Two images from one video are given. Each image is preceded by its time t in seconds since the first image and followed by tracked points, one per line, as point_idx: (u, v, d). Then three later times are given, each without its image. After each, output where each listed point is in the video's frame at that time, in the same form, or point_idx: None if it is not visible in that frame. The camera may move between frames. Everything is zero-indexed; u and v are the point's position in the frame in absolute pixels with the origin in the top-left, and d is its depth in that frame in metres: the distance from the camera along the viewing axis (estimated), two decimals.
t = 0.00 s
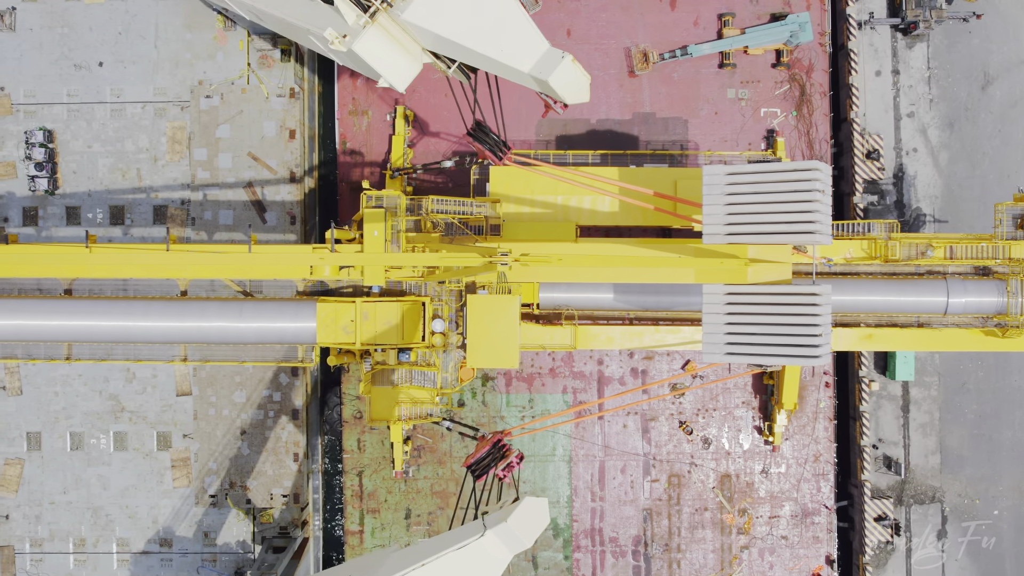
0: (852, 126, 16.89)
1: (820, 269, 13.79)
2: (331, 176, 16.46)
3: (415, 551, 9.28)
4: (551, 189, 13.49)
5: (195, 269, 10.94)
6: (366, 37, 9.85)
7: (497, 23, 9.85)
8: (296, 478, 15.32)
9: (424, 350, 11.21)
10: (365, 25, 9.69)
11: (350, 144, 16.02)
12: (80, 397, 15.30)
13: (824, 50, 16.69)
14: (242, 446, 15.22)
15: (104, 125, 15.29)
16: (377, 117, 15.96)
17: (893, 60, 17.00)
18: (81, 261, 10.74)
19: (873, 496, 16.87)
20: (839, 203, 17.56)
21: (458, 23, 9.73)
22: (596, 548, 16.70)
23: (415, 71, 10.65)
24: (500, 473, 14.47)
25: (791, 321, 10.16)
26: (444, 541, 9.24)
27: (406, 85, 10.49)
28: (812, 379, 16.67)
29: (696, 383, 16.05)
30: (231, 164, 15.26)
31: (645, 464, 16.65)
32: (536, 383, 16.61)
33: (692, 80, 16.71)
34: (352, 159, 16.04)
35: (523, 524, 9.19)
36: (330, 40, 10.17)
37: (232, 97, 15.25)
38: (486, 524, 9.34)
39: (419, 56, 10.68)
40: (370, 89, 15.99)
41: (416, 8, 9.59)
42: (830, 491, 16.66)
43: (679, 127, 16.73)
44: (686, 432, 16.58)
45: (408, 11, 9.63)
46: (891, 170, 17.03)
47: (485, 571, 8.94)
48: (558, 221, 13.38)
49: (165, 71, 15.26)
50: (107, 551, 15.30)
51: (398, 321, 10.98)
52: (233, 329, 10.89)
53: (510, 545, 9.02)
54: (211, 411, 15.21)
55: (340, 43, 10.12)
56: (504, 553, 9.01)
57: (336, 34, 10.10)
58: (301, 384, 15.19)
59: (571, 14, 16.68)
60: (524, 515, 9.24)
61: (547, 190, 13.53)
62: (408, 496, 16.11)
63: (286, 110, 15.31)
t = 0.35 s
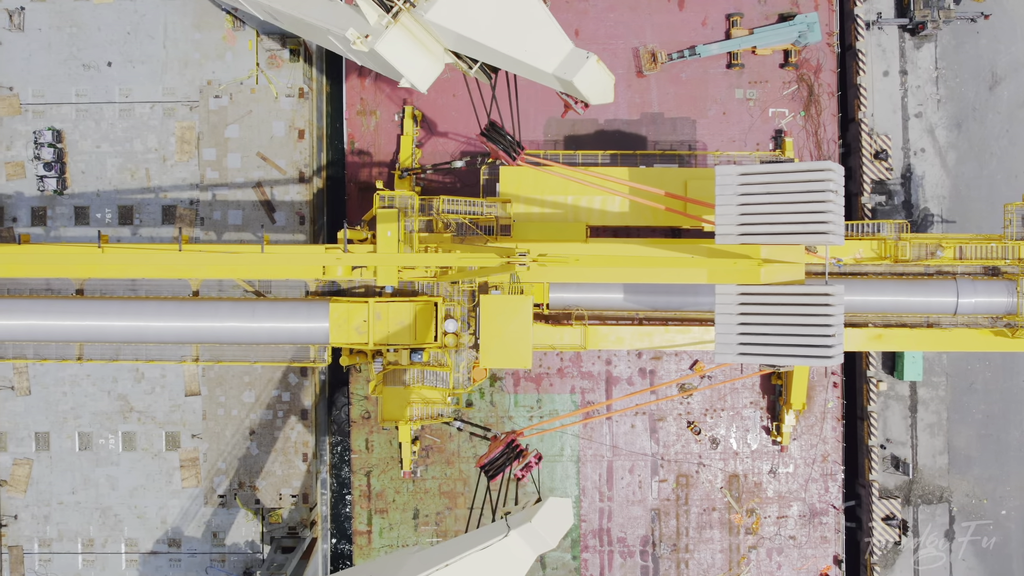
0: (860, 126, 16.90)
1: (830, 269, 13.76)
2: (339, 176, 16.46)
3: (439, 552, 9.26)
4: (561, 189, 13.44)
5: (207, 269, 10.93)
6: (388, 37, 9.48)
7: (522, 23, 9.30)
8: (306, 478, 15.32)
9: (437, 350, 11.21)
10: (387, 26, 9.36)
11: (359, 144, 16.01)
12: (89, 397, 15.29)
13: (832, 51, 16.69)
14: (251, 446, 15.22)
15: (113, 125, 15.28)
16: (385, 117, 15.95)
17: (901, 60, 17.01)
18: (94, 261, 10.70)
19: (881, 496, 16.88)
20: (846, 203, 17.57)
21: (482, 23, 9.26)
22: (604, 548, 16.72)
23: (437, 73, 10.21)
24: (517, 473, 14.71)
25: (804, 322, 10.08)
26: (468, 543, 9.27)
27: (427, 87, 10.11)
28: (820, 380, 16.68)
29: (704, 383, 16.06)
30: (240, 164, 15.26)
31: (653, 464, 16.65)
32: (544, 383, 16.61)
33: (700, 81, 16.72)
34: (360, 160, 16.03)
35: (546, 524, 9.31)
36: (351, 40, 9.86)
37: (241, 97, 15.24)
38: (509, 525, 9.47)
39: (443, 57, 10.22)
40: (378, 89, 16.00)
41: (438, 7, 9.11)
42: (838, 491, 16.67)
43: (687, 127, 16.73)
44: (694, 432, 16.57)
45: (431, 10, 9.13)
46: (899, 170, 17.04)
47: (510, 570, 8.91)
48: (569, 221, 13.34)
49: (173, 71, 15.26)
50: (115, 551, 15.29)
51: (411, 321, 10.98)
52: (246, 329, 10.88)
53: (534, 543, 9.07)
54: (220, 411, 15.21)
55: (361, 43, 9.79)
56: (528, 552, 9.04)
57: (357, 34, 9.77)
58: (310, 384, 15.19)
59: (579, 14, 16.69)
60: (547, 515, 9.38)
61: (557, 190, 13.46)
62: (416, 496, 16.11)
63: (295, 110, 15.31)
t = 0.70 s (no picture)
0: (868, 127, 16.91)
1: (840, 269, 13.74)
2: (348, 176, 16.44)
3: (462, 553, 9.05)
4: (571, 189, 13.47)
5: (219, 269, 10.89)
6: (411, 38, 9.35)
7: (547, 22, 9.04)
8: (315, 478, 15.31)
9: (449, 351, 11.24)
10: (410, 26, 9.22)
11: (367, 145, 16.00)
12: (98, 397, 15.28)
13: (841, 51, 16.72)
14: (260, 446, 15.21)
15: (122, 125, 15.27)
16: (393, 117, 15.93)
17: (909, 61, 17.02)
18: (107, 261, 10.64)
19: (889, 496, 16.88)
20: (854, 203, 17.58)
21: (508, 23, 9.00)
22: (612, 549, 16.74)
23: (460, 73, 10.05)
24: (538, 474, 14.53)
25: (817, 322, 10.01)
26: (491, 542, 9.05)
27: (449, 88, 9.95)
28: (828, 380, 16.69)
29: (712, 383, 16.07)
30: (250, 164, 15.26)
31: (662, 465, 16.65)
32: (552, 383, 16.60)
33: (709, 81, 16.72)
34: (369, 160, 16.02)
35: (571, 525, 9.21)
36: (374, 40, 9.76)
37: (250, 97, 15.24)
38: (534, 525, 9.28)
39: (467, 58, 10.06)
40: (387, 89, 16.01)
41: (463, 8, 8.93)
42: (846, 492, 16.67)
43: (695, 127, 16.74)
44: (703, 432, 16.58)
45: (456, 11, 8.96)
46: (907, 170, 17.04)
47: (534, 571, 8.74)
48: (579, 221, 13.37)
49: (182, 71, 15.25)
50: (124, 551, 15.29)
51: (424, 321, 10.96)
52: (259, 329, 10.87)
53: (558, 544, 8.95)
54: (229, 411, 15.21)
55: (384, 42, 9.70)
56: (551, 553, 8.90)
57: (379, 34, 9.66)
58: (319, 384, 15.17)
59: (588, 14, 16.70)
60: (572, 515, 9.37)
61: (567, 190, 13.50)
62: (424, 496, 16.10)
63: (304, 110, 15.31)
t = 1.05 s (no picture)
0: (877, 127, 16.84)
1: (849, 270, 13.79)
2: (356, 176, 16.43)
3: (486, 553, 9.06)
4: (582, 189, 13.47)
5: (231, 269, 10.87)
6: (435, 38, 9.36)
7: (571, 22, 9.05)
8: (324, 478, 15.30)
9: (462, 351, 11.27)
10: (434, 26, 9.21)
11: (376, 145, 15.99)
12: (107, 397, 15.27)
13: (849, 51, 16.75)
14: (269, 446, 15.21)
15: (131, 125, 15.26)
16: (402, 117, 15.92)
17: (917, 61, 17.03)
18: (119, 261, 10.61)
19: (897, 496, 16.88)
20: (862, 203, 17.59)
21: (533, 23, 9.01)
22: (620, 549, 16.76)
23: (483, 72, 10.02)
24: (556, 474, 15.54)
25: (832, 323, 9.91)
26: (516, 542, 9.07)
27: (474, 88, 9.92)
28: (836, 380, 16.71)
29: (721, 383, 16.09)
30: (259, 164, 15.25)
31: (670, 465, 16.65)
32: (561, 384, 16.58)
33: (717, 81, 16.72)
34: (377, 160, 16.01)
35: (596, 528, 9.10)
36: (398, 41, 9.84)
37: (260, 97, 15.24)
38: (558, 525, 9.26)
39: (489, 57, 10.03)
40: (396, 89, 16.00)
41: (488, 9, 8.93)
42: (854, 492, 16.67)
43: (704, 127, 16.75)
44: (711, 432, 16.58)
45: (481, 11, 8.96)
46: (916, 170, 17.04)
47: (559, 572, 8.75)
48: (590, 221, 13.37)
49: (192, 71, 15.24)
50: (133, 552, 15.28)
51: (437, 321, 10.97)
52: (272, 329, 10.86)
53: (583, 545, 8.91)
54: (239, 411, 15.20)
55: (408, 43, 9.80)
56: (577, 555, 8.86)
57: (403, 35, 9.72)
58: (328, 384, 15.17)
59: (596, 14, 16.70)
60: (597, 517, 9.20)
61: (578, 191, 13.50)
62: (433, 496, 16.09)
63: (314, 110, 15.31)
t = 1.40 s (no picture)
0: (885, 127, 16.74)
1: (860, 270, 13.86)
2: (365, 176, 16.41)
3: (510, 553, 9.08)
4: (592, 189, 13.47)
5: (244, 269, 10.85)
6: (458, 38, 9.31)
7: (595, 21, 9.01)
8: (334, 478, 15.30)
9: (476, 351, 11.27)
10: (458, 26, 9.18)
11: (384, 145, 15.97)
12: (116, 397, 15.26)
13: (858, 52, 16.74)
14: (279, 446, 15.21)
15: (140, 125, 15.25)
16: (411, 117, 15.91)
17: (925, 61, 17.04)
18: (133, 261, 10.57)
19: (905, 496, 16.89)
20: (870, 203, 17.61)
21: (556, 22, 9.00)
22: (628, 548, 16.78)
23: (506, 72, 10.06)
24: (578, 475, 14.55)
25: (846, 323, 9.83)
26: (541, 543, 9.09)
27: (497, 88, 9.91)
28: (845, 380, 16.71)
29: (729, 383, 16.13)
30: (269, 164, 15.25)
31: (679, 465, 16.65)
32: (569, 384, 16.57)
33: (726, 81, 16.73)
34: (386, 160, 15.99)
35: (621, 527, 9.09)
36: (420, 41, 9.76)
37: (270, 97, 15.23)
38: (583, 526, 9.30)
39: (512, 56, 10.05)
40: (405, 89, 15.98)
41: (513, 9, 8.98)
42: (863, 492, 16.68)
43: (712, 128, 16.76)
44: (720, 432, 16.58)
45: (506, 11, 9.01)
46: (924, 171, 17.04)
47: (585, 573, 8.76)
48: (601, 221, 13.36)
49: (201, 71, 15.24)
50: (142, 552, 15.28)
51: (451, 322, 10.97)
52: (286, 329, 10.84)
53: (609, 545, 8.89)
54: (248, 411, 15.20)
55: (431, 43, 9.70)
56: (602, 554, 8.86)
57: (426, 35, 9.63)
58: (338, 384, 15.17)
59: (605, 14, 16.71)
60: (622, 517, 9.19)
61: (589, 191, 13.50)
62: (441, 496, 16.09)
63: (323, 110, 15.30)
